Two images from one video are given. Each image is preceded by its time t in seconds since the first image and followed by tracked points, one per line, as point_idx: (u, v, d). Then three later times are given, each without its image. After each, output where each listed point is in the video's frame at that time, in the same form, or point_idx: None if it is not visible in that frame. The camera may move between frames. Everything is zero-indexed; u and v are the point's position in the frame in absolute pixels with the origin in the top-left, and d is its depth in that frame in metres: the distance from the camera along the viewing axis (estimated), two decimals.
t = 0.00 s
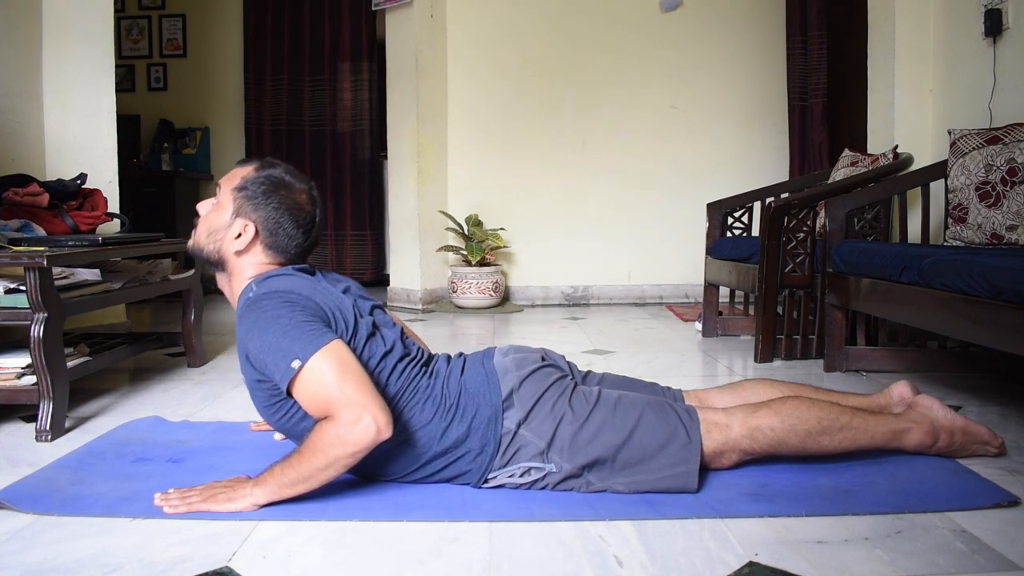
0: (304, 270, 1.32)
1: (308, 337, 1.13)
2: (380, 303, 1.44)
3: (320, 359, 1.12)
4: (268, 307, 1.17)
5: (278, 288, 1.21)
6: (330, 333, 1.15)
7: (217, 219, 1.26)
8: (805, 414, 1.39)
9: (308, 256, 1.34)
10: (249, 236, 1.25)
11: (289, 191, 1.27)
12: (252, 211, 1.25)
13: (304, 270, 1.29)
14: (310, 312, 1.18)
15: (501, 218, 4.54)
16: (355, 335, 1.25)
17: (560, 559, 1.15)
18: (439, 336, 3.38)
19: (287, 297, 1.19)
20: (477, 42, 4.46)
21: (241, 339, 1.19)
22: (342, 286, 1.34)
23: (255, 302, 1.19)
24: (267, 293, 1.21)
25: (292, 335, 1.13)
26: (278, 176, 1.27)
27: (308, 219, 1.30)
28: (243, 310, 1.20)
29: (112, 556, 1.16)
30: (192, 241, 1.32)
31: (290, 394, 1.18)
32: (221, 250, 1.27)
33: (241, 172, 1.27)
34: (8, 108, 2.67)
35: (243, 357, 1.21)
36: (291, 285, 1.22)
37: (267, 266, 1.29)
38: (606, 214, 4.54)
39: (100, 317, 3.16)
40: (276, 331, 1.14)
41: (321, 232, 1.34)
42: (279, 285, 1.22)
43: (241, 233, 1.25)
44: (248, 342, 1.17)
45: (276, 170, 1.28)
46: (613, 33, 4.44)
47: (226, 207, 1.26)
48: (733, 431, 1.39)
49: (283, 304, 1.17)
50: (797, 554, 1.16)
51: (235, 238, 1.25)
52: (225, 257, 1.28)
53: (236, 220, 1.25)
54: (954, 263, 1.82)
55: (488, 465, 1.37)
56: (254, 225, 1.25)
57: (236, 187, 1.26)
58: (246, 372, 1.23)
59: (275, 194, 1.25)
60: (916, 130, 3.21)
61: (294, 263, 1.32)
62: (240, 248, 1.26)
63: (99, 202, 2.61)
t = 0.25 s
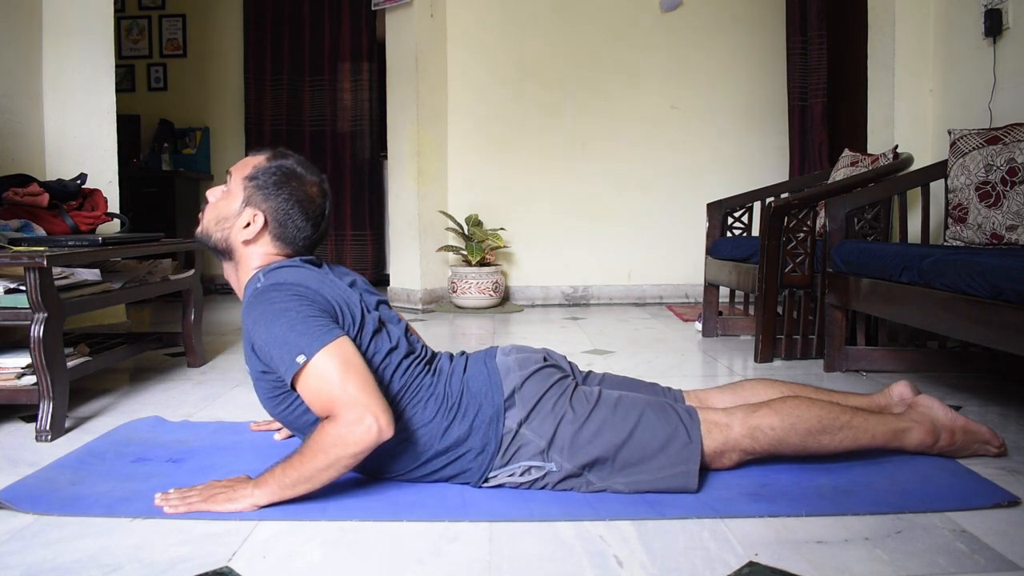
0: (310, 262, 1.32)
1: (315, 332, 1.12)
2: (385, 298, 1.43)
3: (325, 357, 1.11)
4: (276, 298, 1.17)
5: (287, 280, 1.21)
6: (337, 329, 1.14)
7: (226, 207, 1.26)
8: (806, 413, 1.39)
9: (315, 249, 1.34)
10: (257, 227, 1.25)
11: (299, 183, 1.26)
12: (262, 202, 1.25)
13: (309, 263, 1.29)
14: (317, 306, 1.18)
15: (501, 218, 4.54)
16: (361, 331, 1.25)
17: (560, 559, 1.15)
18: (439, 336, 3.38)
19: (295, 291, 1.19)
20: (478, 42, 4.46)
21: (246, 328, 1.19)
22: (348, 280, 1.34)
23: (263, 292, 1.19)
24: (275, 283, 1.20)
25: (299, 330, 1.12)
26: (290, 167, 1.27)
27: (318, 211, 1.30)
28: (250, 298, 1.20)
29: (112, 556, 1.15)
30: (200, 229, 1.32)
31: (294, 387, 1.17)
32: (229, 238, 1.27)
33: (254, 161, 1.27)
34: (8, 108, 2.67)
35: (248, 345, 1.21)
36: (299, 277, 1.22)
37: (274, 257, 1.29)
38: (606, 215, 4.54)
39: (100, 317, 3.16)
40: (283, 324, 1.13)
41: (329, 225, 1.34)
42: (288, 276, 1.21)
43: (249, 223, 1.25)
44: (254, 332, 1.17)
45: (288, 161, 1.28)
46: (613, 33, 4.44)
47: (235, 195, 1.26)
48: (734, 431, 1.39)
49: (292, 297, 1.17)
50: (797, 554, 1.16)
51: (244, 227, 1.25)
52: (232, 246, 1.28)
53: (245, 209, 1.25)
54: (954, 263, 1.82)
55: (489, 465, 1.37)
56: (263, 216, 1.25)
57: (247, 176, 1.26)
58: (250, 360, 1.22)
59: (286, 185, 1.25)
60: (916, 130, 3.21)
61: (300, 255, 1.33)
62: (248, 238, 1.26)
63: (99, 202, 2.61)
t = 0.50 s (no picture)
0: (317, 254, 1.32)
1: (320, 328, 1.12)
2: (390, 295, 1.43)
3: (329, 354, 1.11)
4: (284, 291, 1.17)
5: (295, 273, 1.21)
6: (343, 326, 1.14)
7: (234, 197, 1.26)
8: (807, 413, 1.39)
9: (322, 240, 1.34)
10: (264, 217, 1.25)
11: (307, 175, 1.26)
12: (270, 192, 1.25)
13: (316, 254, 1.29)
14: (324, 301, 1.18)
15: (501, 218, 4.54)
16: (366, 329, 1.25)
17: (560, 559, 1.15)
18: (439, 336, 3.38)
19: (303, 284, 1.18)
20: (478, 42, 4.46)
21: (251, 319, 1.19)
22: (355, 274, 1.34)
23: (270, 284, 1.19)
24: (283, 275, 1.20)
25: (304, 325, 1.12)
26: (298, 158, 1.26)
27: (325, 203, 1.29)
28: (257, 289, 1.20)
29: (112, 556, 1.15)
30: (207, 218, 1.32)
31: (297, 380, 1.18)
32: (237, 228, 1.27)
33: (262, 151, 1.27)
34: (8, 108, 2.67)
35: (253, 336, 1.21)
36: (307, 270, 1.22)
37: (281, 248, 1.29)
38: (606, 215, 4.54)
39: (100, 317, 3.16)
40: (289, 318, 1.13)
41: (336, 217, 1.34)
42: (296, 269, 1.21)
43: (257, 213, 1.25)
44: (260, 324, 1.17)
45: (297, 152, 1.27)
46: (613, 33, 4.44)
47: (243, 185, 1.26)
48: (735, 431, 1.39)
49: (299, 291, 1.17)
50: (797, 554, 1.16)
51: (251, 218, 1.25)
52: (240, 236, 1.28)
53: (253, 199, 1.25)
54: (954, 263, 1.82)
55: (490, 464, 1.37)
56: (271, 206, 1.25)
57: (255, 166, 1.25)
58: (254, 351, 1.23)
59: (294, 176, 1.25)
60: (916, 130, 3.21)
61: (307, 246, 1.33)
62: (256, 228, 1.26)
63: (99, 202, 2.61)
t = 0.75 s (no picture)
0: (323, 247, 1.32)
1: (324, 323, 1.12)
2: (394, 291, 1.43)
3: (331, 350, 1.11)
4: (290, 284, 1.17)
5: (303, 266, 1.21)
6: (347, 322, 1.14)
7: (241, 187, 1.26)
8: (807, 413, 1.39)
9: (328, 234, 1.34)
10: (271, 208, 1.25)
11: (315, 166, 1.26)
12: (277, 183, 1.25)
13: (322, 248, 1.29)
14: (329, 295, 1.18)
15: (501, 218, 4.54)
16: (370, 325, 1.25)
17: (560, 559, 1.15)
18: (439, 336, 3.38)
19: (308, 278, 1.18)
20: (477, 42, 4.46)
21: (257, 310, 1.19)
22: (361, 268, 1.34)
23: (277, 275, 1.19)
24: (290, 268, 1.20)
25: (308, 319, 1.12)
26: (306, 150, 1.27)
27: (333, 196, 1.29)
28: (263, 280, 1.20)
29: (112, 556, 1.16)
30: (214, 208, 1.31)
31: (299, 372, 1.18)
32: (244, 219, 1.26)
33: (271, 142, 1.27)
34: (8, 108, 2.67)
35: (258, 327, 1.21)
36: (314, 264, 1.22)
37: (287, 240, 1.29)
38: (606, 215, 4.54)
39: (100, 317, 3.16)
40: (293, 312, 1.13)
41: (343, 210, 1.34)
42: (304, 262, 1.21)
43: (264, 204, 1.25)
44: (265, 315, 1.17)
45: (305, 144, 1.27)
46: (613, 33, 4.44)
47: (250, 175, 1.26)
48: (735, 431, 1.39)
49: (305, 285, 1.17)
50: (797, 554, 1.16)
51: (259, 208, 1.25)
52: (246, 227, 1.28)
53: (260, 190, 1.25)
54: (954, 263, 1.82)
55: (490, 463, 1.37)
56: (278, 197, 1.25)
57: (263, 157, 1.25)
58: (258, 342, 1.23)
59: (302, 168, 1.25)
60: (915, 130, 3.21)
61: (313, 239, 1.32)
62: (262, 219, 1.26)
63: (99, 202, 2.61)
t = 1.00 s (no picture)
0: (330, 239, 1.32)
1: (328, 318, 1.12)
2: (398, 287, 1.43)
3: (334, 345, 1.11)
4: (297, 276, 1.17)
5: (311, 258, 1.21)
6: (352, 317, 1.14)
7: (250, 177, 1.26)
8: (809, 413, 1.39)
9: (336, 225, 1.34)
10: (279, 198, 1.25)
11: (324, 158, 1.26)
12: (285, 173, 1.25)
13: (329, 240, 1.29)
14: (335, 289, 1.18)
15: (501, 218, 4.54)
16: (375, 320, 1.25)
17: (560, 559, 1.15)
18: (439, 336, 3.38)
19: (315, 271, 1.18)
20: (478, 42, 4.46)
21: (263, 300, 1.19)
22: (367, 263, 1.34)
23: (284, 266, 1.19)
24: (298, 259, 1.20)
25: (312, 313, 1.12)
26: (315, 141, 1.26)
27: (341, 187, 1.29)
28: (271, 271, 1.20)
29: (112, 556, 1.15)
30: (223, 198, 1.32)
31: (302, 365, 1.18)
32: (252, 209, 1.27)
33: (280, 133, 1.27)
34: (8, 107, 2.67)
35: (263, 317, 1.21)
36: (322, 257, 1.22)
37: (294, 231, 1.29)
38: (606, 215, 4.54)
39: (100, 317, 3.16)
40: (299, 304, 1.13)
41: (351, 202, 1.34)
42: (312, 255, 1.21)
43: (272, 194, 1.25)
44: (270, 306, 1.17)
45: (314, 135, 1.27)
46: (613, 33, 4.44)
47: (259, 166, 1.26)
48: (736, 432, 1.39)
49: (312, 278, 1.17)
50: (797, 554, 1.16)
51: (266, 198, 1.25)
52: (254, 218, 1.28)
53: (268, 180, 1.25)
54: (954, 263, 1.82)
55: (490, 461, 1.37)
56: (286, 187, 1.25)
57: (271, 147, 1.25)
58: (262, 332, 1.23)
59: (310, 159, 1.25)
60: (915, 130, 3.21)
61: (321, 230, 1.33)
62: (270, 209, 1.26)
63: (99, 202, 2.61)
